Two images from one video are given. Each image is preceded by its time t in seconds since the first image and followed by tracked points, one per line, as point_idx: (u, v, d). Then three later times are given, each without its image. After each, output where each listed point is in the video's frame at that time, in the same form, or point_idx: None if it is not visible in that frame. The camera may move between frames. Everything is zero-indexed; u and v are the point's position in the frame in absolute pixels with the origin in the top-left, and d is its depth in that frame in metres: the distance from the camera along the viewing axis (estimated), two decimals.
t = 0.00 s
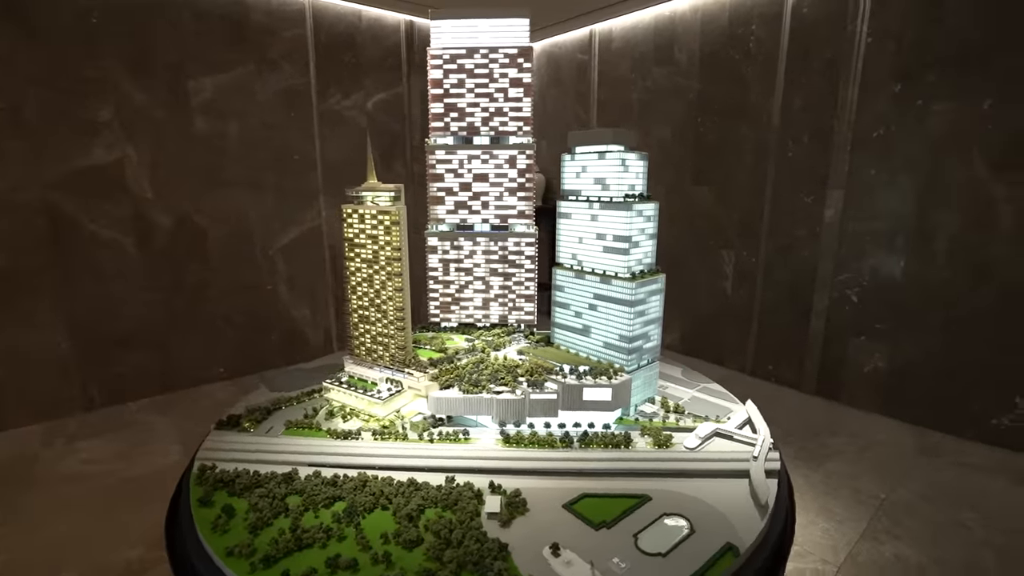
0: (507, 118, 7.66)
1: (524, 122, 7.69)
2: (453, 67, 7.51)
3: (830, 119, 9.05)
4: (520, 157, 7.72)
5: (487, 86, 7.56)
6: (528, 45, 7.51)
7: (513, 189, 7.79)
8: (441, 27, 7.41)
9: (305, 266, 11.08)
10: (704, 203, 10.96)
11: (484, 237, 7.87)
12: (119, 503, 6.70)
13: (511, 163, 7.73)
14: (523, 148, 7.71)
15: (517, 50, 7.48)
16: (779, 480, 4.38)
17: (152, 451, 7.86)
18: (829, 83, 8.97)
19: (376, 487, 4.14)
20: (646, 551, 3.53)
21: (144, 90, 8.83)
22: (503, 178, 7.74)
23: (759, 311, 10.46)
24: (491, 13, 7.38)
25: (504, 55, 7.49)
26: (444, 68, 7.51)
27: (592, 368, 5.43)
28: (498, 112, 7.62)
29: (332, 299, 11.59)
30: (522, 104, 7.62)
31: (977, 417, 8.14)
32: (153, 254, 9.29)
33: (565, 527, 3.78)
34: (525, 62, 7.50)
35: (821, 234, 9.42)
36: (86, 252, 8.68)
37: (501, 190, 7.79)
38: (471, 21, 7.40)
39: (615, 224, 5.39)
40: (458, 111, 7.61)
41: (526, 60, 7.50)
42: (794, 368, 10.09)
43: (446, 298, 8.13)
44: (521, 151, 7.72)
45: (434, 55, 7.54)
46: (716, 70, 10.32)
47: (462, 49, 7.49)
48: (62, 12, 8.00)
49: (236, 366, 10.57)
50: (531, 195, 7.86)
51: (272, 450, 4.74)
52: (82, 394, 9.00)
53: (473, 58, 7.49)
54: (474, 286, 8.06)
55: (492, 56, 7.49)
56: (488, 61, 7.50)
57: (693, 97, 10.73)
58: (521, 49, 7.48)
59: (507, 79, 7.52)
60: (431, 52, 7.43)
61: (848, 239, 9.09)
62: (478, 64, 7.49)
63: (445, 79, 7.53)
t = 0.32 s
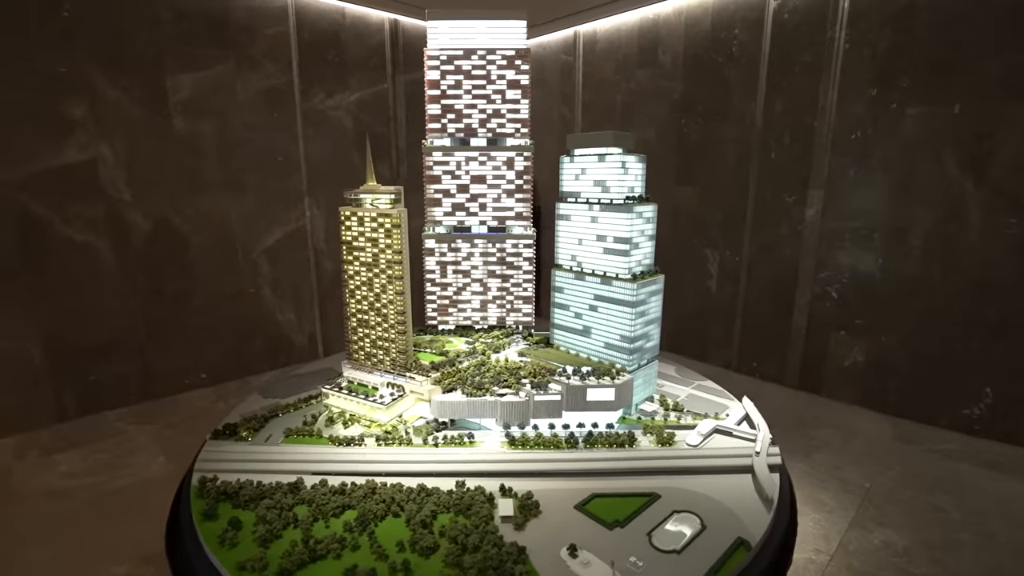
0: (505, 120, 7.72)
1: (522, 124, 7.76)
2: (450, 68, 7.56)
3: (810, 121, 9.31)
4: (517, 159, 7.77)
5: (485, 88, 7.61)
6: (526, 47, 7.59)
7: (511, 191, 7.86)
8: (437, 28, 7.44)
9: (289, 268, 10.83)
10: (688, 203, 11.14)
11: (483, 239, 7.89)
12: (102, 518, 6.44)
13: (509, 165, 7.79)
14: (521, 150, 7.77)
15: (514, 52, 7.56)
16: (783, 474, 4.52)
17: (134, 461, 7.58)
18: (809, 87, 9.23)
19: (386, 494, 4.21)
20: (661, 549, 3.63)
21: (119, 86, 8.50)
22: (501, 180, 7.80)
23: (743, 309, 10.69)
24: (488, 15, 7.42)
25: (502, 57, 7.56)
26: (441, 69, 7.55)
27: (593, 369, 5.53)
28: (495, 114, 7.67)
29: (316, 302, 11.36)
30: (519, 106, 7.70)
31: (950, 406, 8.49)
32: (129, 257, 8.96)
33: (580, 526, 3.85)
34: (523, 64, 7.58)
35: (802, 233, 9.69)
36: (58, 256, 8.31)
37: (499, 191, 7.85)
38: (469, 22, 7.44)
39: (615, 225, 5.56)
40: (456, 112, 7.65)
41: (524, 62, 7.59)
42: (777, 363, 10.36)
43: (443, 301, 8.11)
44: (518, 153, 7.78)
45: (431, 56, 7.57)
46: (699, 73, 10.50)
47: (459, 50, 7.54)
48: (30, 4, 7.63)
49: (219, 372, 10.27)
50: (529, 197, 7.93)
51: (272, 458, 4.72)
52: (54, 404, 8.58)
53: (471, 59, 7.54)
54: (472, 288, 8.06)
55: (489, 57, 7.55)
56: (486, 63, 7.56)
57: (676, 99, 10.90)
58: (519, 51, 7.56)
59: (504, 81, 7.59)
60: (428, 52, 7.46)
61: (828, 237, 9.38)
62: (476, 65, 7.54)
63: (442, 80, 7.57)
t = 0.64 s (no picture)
0: (500, 119, 7.71)
1: (517, 123, 7.75)
2: (445, 66, 7.53)
3: (789, 122, 9.58)
4: (513, 158, 7.76)
5: (480, 87, 7.60)
6: (521, 47, 7.59)
7: (506, 190, 7.86)
8: (432, 25, 7.40)
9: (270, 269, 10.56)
10: (671, 202, 11.30)
11: (478, 239, 7.87)
12: (80, 534, 6.15)
13: (505, 164, 7.78)
14: (516, 149, 7.76)
15: (510, 51, 7.56)
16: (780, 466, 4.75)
17: (113, 473, 7.27)
18: (788, 89, 9.49)
19: (393, 500, 4.33)
20: (671, 543, 3.83)
21: (90, 81, 8.13)
22: (496, 179, 7.78)
23: (725, 305, 10.93)
24: (483, 14, 7.40)
25: (496, 56, 7.56)
26: (436, 67, 7.51)
27: (593, 368, 5.71)
28: (490, 113, 7.66)
29: (298, 304, 11.10)
30: (515, 105, 7.69)
31: (922, 396, 8.87)
32: (102, 259, 8.59)
33: (591, 524, 4.04)
34: (518, 63, 7.58)
35: (782, 231, 9.97)
36: (25, 259, 7.90)
37: (494, 191, 7.83)
38: (464, 20, 7.42)
39: (612, 226, 5.85)
40: (450, 111, 7.62)
41: (519, 61, 7.59)
42: (759, 358, 10.63)
43: (438, 301, 8.09)
44: (514, 152, 7.77)
45: (424, 55, 7.53)
46: (681, 74, 10.67)
47: (453, 49, 7.50)
48: None
49: (198, 378, 9.95)
50: (524, 196, 7.94)
51: (275, 468, 4.81)
52: (24, 415, 8.18)
53: (465, 58, 7.52)
54: (467, 288, 8.05)
55: (484, 56, 7.54)
56: (481, 61, 7.55)
57: (659, 100, 11.04)
58: (514, 50, 7.56)
59: (499, 80, 7.58)
60: (422, 51, 7.42)
61: (807, 236, 9.67)
62: (471, 64, 7.53)
63: (436, 79, 7.53)
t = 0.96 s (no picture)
0: (493, 117, 7.66)
1: (510, 122, 7.73)
2: (437, 63, 7.46)
3: (770, 123, 9.79)
4: (506, 157, 7.74)
5: (473, 84, 7.54)
6: (514, 44, 7.57)
7: (500, 189, 7.82)
8: (424, 22, 7.34)
9: (250, 271, 10.28)
10: (654, 201, 11.42)
11: (471, 238, 7.84)
12: (56, 550, 5.87)
13: (498, 162, 7.74)
14: (510, 148, 7.73)
15: (503, 49, 7.52)
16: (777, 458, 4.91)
17: (90, 484, 6.98)
18: (768, 90, 9.70)
19: (398, 504, 4.31)
20: (678, 539, 3.91)
21: (58, 75, 7.77)
22: (489, 178, 7.74)
23: (709, 302, 11.10)
24: (476, 11, 7.36)
25: (490, 54, 7.52)
26: (428, 64, 7.43)
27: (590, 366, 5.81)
28: (483, 112, 7.61)
29: (281, 306, 10.84)
30: (508, 103, 7.67)
31: (898, 387, 9.20)
32: (73, 261, 8.22)
33: (598, 523, 4.11)
34: (511, 61, 7.55)
35: (763, 229, 10.18)
36: None
37: (488, 190, 7.79)
38: (457, 18, 7.38)
39: (609, 224, 5.92)
40: (443, 109, 7.55)
41: (512, 59, 7.57)
42: (742, 353, 10.85)
43: (432, 301, 8.06)
44: (507, 151, 7.74)
45: (416, 51, 7.46)
46: (663, 74, 10.79)
47: (446, 45, 7.44)
48: None
49: (177, 383, 9.63)
50: (517, 195, 7.92)
51: (273, 475, 4.74)
52: None
53: (458, 55, 7.47)
54: (461, 288, 8.03)
55: (477, 53, 7.50)
56: (473, 59, 7.50)
57: (642, 99, 11.15)
58: (507, 48, 7.53)
59: (492, 78, 7.54)
60: (414, 47, 7.34)
61: (787, 234, 9.91)
62: (464, 62, 7.47)
63: (429, 76, 7.46)
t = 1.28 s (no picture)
0: (492, 114, 7.60)
1: (510, 119, 7.68)
2: (436, 59, 7.38)
3: (759, 122, 9.91)
4: (505, 154, 7.70)
5: (472, 81, 7.47)
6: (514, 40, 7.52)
7: (499, 186, 7.77)
8: (422, 17, 7.26)
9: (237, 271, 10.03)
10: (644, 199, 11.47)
11: (471, 236, 7.80)
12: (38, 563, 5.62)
13: (497, 160, 7.70)
14: (509, 145, 7.69)
15: (502, 45, 7.47)
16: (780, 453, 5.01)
17: (75, 493, 6.73)
18: (756, 89, 9.83)
19: (407, 507, 4.27)
20: (690, 534, 3.96)
21: (33, 68, 7.45)
22: (489, 176, 7.68)
23: (699, 299, 11.19)
24: (475, 6, 7.30)
25: (490, 50, 7.47)
26: (427, 60, 7.34)
27: (593, 364, 5.87)
28: (483, 108, 7.54)
29: (268, 307, 10.61)
30: (507, 100, 7.61)
31: (884, 381, 9.42)
32: (51, 262, 7.91)
33: (611, 521, 4.13)
34: (511, 57, 7.50)
35: (752, 226, 10.31)
36: None
37: (487, 187, 7.73)
38: (456, 13, 7.31)
39: (611, 221, 5.94)
40: (442, 106, 7.46)
41: (512, 55, 7.52)
42: (732, 350, 10.98)
43: (431, 300, 8.01)
44: (506, 148, 7.70)
45: (415, 46, 7.36)
46: (653, 73, 10.85)
47: (445, 41, 7.38)
48: None
49: (161, 387, 9.34)
50: (517, 193, 7.88)
51: (276, 480, 4.65)
52: None
53: (457, 50, 7.40)
54: (460, 287, 7.98)
55: (477, 49, 7.44)
56: (473, 55, 7.44)
57: (632, 98, 11.20)
58: (507, 44, 7.49)
59: (491, 74, 7.48)
60: (413, 42, 7.26)
61: (776, 231, 10.06)
62: (463, 58, 7.40)
63: (428, 72, 7.37)
